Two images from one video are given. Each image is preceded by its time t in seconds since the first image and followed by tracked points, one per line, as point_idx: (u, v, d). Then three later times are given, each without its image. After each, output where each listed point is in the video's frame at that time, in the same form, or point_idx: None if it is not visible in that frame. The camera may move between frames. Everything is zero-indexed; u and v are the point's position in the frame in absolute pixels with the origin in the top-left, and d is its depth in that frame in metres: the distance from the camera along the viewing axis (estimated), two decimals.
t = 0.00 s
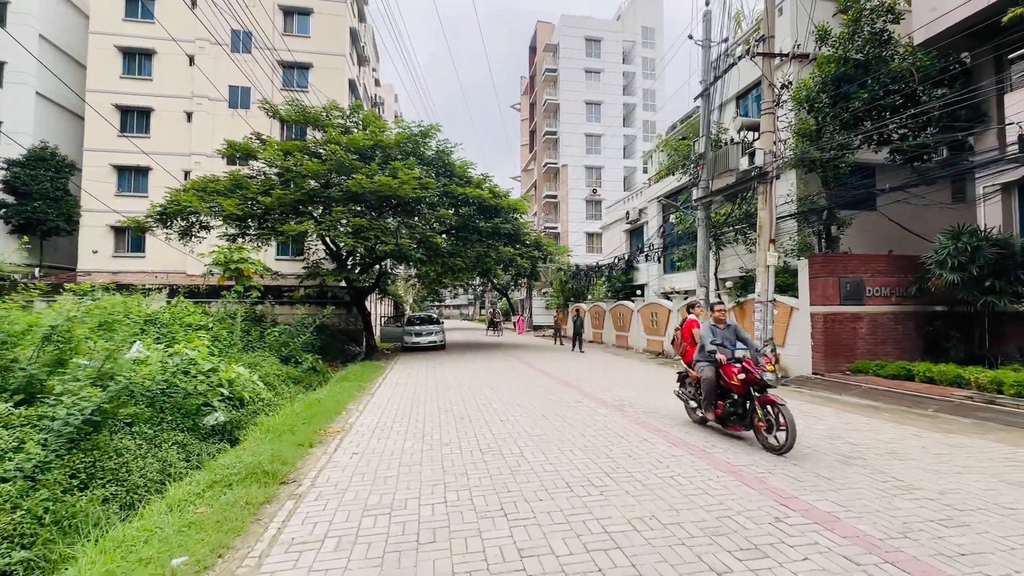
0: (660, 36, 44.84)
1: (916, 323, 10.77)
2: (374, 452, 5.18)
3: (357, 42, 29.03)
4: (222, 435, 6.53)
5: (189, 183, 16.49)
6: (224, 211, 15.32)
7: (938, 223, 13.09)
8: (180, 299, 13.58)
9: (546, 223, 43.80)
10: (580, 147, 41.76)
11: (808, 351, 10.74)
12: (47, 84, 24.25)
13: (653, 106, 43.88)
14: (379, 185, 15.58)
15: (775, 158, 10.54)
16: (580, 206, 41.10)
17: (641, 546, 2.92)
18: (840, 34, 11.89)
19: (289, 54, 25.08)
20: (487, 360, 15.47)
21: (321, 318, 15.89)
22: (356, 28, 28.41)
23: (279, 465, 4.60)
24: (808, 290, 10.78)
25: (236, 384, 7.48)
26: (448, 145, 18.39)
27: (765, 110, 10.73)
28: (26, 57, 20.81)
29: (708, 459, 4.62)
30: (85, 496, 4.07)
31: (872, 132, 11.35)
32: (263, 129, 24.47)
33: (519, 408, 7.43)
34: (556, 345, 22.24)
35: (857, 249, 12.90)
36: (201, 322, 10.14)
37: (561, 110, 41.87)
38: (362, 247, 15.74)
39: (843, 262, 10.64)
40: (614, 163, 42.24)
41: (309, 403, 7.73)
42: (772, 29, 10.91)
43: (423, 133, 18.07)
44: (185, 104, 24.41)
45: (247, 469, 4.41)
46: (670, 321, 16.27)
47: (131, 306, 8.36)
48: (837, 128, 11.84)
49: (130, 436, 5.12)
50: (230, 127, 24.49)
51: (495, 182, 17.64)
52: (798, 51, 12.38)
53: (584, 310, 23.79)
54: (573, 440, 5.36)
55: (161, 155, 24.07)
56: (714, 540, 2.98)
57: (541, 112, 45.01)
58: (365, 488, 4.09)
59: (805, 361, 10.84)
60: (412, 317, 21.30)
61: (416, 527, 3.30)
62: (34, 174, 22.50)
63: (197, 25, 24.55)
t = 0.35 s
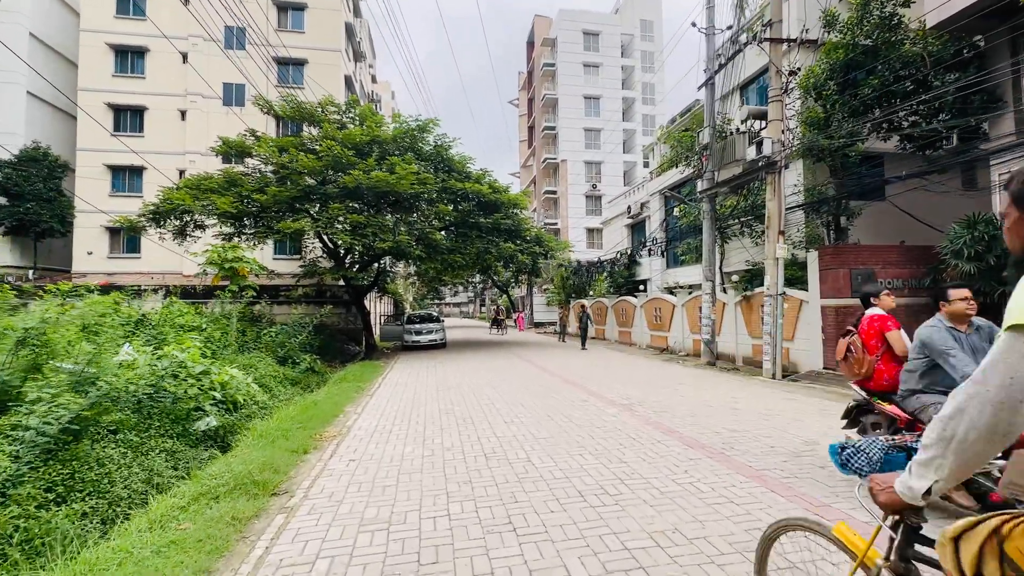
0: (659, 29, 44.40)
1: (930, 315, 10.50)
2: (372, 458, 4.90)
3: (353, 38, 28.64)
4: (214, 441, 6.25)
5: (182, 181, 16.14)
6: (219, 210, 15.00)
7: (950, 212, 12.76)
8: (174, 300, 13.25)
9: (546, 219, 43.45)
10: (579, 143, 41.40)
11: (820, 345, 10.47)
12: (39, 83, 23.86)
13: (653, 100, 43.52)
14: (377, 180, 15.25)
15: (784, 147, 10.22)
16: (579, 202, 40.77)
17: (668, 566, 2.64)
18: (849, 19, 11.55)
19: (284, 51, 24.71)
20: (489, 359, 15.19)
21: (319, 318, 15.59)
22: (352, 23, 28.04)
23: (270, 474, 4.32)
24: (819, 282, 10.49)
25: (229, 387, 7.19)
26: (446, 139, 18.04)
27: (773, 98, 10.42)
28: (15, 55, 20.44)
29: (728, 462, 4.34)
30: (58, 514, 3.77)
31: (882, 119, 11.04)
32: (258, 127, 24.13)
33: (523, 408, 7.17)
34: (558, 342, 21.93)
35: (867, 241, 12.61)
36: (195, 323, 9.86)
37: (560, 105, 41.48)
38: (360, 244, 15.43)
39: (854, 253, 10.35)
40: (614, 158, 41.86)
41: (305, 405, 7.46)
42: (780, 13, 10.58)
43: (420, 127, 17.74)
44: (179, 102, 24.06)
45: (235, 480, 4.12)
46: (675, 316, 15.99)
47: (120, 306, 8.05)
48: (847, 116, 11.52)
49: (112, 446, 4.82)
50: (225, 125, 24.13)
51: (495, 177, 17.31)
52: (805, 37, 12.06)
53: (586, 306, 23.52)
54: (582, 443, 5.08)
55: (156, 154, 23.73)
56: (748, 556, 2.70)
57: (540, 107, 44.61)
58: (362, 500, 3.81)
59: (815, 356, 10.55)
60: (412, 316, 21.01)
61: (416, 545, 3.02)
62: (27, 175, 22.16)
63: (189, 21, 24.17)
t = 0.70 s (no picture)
0: (656, 23, 43.99)
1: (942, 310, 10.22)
2: (363, 470, 4.57)
3: (347, 34, 28.20)
4: (197, 449, 5.92)
5: (172, 179, 15.71)
6: (209, 208, 14.58)
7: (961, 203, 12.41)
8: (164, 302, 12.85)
9: (545, 217, 43.07)
10: (577, 139, 41.02)
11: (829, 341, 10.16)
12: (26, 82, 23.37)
13: (651, 95, 43.18)
14: (372, 177, 14.87)
15: (791, 136, 9.86)
16: (578, 198, 40.41)
17: None
18: (856, 4, 11.18)
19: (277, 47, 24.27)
20: (488, 358, 14.86)
21: (315, 318, 15.22)
22: (345, 19, 27.60)
23: (251, 490, 3.97)
24: (828, 276, 10.16)
25: (215, 392, 6.85)
26: (442, 135, 17.65)
27: (780, 87, 10.05)
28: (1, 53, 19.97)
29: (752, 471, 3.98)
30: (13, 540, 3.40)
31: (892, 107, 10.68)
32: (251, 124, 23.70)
33: (525, 411, 6.82)
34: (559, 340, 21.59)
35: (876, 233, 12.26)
36: (183, 326, 9.47)
37: (557, 100, 41.05)
38: (355, 242, 15.06)
39: (865, 246, 10.03)
40: (612, 153, 41.47)
41: (295, 410, 7.11)
42: None
43: (416, 122, 17.34)
44: (171, 100, 23.63)
45: (212, 498, 3.78)
46: (677, 312, 15.68)
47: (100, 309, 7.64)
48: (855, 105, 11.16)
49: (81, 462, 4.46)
50: (217, 124, 23.71)
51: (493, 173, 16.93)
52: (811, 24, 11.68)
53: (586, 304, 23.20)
54: (590, 450, 4.74)
55: (147, 154, 23.30)
56: None
57: (537, 103, 44.19)
58: (349, 521, 3.47)
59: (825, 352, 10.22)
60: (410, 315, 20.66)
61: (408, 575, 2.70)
62: (15, 175, 21.69)
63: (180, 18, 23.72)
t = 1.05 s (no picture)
0: (653, 19, 43.68)
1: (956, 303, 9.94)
2: (356, 482, 4.24)
3: (341, 30, 27.80)
4: (183, 458, 5.60)
5: (161, 176, 15.28)
6: (200, 206, 14.20)
7: (972, 194, 12.13)
8: (153, 303, 12.44)
9: (543, 214, 42.75)
10: (575, 135, 40.68)
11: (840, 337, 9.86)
12: (13, 80, 22.89)
13: (649, 90, 42.86)
14: (367, 172, 14.50)
15: (800, 126, 9.55)
16: (576, 195, 40.07)
17: None
18: None
19: (270, 42, 23.84)
20: (488, 357, 14.54)
21: (311, 318, 14.88)
22: (339, 14, 27.19)
23: (234, 506, 3.64)
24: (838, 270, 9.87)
25: (203, 396, 6.53)
26: (439, 130, 17.29)
27: (787, 74, 9.74)
28: None
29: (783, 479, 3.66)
30: None
31: (900, 95, 10.38)
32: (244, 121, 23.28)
33: (531, 413, 6.51)
34: (560, 338, 21.29)
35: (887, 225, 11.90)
36: (171, 327, 9.12)
37: (554, 96, 40.69)
38: (351, 240, 14.69)
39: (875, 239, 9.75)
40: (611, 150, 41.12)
41: (288, 415, 6.77)
42: None
43: (412, 117, 16.98)
44: (161, 97, 23.20)
45: (191, 514, 3.44)
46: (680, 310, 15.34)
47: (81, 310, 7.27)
48: (863, 93, 10.87)
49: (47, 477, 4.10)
50: (209, 121, 23.28)
51: (491, 168, 16.57)
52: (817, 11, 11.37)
53: (586, 301, 22.91)
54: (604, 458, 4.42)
55: (138, 152, 22.87)
56: None
57: (534, 99, 43.83)
58: (341, 543, 3.14)
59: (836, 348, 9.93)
60: (408, 314, 20.33)
61: None
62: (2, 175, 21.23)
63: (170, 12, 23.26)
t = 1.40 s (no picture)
0: (649, 13, 43.32)
1: (964, 298, 9.73)
2: (347, 498, 3.89)
3: (332, 24, 27.28)
4: (160, 470, 5.26)
5: (146, 172, 14.76)
6: (186, 203, 13.72)
7: (979, 187, 11.88)
8: (137, 304, 11.95)
9: (539, 211, 42.42)
10: (571, 132, 40.33)
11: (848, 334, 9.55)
12: None
13: (644, 86, 42.57)
14: (360, 167, 14.06)
15: (807, 117, 9.25)
16: (572, 192, 39.72)
17: None
18: None
19: (259, 36, 23.29)
20: (486, 357, 14.20)
21: (303, 318, 14.46)
22: (330, 8, 26.66)
23: (211, 529, 3.28)
24: (845, 266, 9.62)
25: (185, 403, 6.16)
26: (433, 125, 16.88)
27: (794, 64, 9.44)
28: None
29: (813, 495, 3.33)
30: None
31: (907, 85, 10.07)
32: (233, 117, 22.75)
33: (533, 419, 6.19)
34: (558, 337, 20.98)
35: (896, 218, 11.56)
36: (154, 329, 8.71)
37: (550, 92, 40.29)
38: (343, 237, 14.25)
39: (884, 233, 9.48)
40: (606, 146, 40.81)
41: (275, 421, 6.41)
42: None
43: (406, 111, 16.58)
44: (148, 92, 22.62)
45: (161, 537, 3.10)
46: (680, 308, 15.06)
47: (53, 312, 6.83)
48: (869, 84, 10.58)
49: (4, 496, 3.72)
50: (198, 116, 22.73)
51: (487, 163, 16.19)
52: None
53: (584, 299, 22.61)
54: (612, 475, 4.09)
55: (124, 149, 22.28)
56: None
57: (529, 95, 43.44)
58: (328, 574, 2.78)
59: (843, 346, 9.68)
60: (402, 313, 19.95)
61: None
62: None
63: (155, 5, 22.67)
